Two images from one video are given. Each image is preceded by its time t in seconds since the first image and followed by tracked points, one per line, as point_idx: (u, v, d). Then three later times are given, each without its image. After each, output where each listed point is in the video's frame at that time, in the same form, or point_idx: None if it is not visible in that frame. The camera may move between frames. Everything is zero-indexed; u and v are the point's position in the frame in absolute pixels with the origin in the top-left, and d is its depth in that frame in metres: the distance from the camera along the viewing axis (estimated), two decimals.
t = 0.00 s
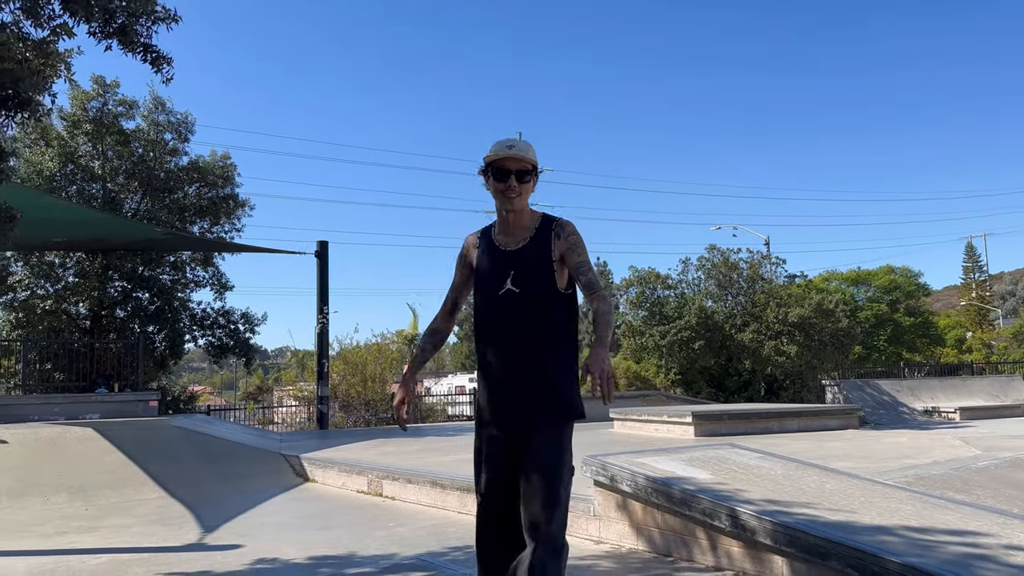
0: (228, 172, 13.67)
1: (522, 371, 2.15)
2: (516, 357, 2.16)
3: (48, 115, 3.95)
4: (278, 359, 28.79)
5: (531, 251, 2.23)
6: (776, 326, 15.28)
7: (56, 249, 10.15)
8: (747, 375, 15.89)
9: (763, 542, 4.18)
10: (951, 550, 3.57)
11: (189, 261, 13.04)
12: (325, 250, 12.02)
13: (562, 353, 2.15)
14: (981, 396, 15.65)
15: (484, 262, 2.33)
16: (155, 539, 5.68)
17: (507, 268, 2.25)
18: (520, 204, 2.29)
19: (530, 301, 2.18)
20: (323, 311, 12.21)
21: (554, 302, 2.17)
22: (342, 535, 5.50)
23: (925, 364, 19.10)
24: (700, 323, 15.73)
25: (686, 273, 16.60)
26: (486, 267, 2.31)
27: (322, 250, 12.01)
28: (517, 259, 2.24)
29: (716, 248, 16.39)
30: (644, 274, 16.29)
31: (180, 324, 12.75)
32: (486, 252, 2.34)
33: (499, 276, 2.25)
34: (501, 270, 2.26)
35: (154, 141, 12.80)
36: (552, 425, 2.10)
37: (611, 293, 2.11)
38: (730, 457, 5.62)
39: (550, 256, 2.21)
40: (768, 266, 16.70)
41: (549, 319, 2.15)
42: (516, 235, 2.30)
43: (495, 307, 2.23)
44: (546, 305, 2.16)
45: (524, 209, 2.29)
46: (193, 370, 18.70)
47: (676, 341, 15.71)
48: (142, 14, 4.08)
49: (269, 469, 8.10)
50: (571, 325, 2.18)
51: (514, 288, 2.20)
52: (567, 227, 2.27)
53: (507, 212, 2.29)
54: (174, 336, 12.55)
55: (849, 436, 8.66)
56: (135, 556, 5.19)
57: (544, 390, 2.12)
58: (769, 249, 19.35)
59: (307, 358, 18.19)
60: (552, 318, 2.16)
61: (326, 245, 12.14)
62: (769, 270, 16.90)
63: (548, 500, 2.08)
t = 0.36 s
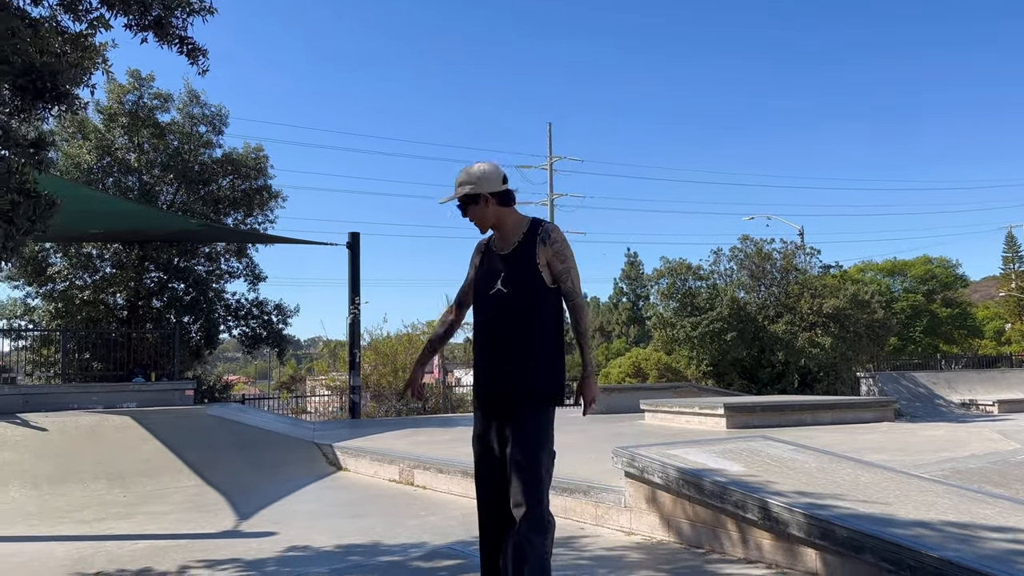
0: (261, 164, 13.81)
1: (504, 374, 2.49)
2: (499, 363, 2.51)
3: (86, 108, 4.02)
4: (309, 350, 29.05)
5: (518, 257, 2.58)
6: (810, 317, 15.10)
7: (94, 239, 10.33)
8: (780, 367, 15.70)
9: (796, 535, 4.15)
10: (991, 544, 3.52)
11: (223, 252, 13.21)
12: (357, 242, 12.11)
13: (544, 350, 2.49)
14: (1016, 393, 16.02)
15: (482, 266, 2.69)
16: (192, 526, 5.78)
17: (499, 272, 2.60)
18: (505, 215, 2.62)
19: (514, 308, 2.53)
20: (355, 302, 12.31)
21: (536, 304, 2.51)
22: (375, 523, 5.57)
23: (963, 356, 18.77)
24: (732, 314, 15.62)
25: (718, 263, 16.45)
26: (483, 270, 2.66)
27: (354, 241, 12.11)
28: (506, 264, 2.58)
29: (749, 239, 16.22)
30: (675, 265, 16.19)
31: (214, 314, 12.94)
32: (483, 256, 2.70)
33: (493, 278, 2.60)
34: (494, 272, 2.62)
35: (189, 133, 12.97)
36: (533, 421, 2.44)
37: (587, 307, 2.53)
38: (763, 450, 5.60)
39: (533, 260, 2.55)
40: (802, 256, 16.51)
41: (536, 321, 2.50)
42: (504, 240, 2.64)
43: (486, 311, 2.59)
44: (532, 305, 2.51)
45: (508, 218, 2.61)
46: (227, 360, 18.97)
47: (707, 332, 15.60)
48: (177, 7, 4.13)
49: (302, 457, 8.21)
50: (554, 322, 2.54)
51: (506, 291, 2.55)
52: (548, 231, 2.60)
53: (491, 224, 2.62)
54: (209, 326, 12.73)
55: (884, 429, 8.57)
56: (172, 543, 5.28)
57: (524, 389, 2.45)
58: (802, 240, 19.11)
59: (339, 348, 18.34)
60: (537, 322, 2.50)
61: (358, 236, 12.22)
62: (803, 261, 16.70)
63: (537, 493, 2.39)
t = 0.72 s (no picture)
0: (285, 150, 13.87)
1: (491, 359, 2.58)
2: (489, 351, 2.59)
3: (113, 95, 4.05)
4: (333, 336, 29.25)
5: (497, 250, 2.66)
6: (836, 305, 14.96)
7: (122, 225, 10.44)
8: (805, 355, 15.57)
9: (820, 522, 4.13)
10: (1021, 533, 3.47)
11: (248, 238, 13.30)
12: (382, 228, 12.16)
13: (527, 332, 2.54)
14: None
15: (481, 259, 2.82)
16: (218, 507, 5.86)
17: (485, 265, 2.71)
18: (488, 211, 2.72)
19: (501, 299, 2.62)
20: (378, 288, 12.38)
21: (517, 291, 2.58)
22: (398, 506, 5.61)
23: (993, 345, 18.52)
24: (757, 302, 15.51)
25: (743, 250, 16.32)
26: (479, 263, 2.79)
27: (378, 227, 12.15)
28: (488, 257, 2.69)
29: (775, 225, 16.06)
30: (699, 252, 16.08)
31: (241, 299, 13.06)
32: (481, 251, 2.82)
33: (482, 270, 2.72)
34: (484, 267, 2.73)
35: (214, 119, 13.04)
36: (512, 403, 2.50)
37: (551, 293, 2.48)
38: (787, 438, 5.57)
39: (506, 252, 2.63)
40: (829, 243, 16.33)
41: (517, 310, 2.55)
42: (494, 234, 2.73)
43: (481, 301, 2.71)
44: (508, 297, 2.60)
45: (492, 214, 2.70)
46: (253, 345, 19.16)
47: (732, 320, 15.51)
48: None
49: (326, 441, 8.28)
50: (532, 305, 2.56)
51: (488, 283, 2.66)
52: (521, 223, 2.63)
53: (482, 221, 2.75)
54: (235, 311, 12.85)
55: (910, 417, 8.49)
56: (199, 523, 5.37)
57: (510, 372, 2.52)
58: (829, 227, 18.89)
59: (363, 334, 18.46)
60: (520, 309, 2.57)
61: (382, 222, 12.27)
62: (830, 248, 16.52)
63: (520, 472, 2.44)
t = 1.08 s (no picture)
0: (306, 134, 13.90)
1: (489, 341, 2.57)
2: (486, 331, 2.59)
3: (135, 82, 4.08)
4: (355, 320, 29.48)
5: (500, 241, 2.66)
6: (861, 288, 14.80)
7: (146, 210, 10.53)
8: (829, 338, 15.44)
9: (845, 505, 4.12)
10: None
11: (271, 223, 13.37)
12: (402, 212, 12.16)
13: (524, 314, 2.54)
14: None
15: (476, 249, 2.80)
16: (244, 488, 5.93)
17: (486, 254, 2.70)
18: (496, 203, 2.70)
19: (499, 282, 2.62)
20: (399, 272, 12.41)
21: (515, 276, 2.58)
22: (421, 488, 5.66)
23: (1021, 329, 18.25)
24: (780, 285, 15.40)
25: (766, 233, 16.16)
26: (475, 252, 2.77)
27: (399, 211, 12.16)
28: (491, 248, 2.67)
29: (798, 207, 15.88)
30: (722, 235, 15.96)
31: (264, 283, 13.16)
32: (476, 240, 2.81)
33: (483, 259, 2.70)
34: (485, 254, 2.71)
35: (236, 104, 13.09)
36: (513, 381, 2.49)
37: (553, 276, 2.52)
38: (811, 422, 5.55)
39: (511, 244, 2.63)
40: (854, 225, 16.12)
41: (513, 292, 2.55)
42: (494, 228, 2.72)
43: (479, 287, 2.70)
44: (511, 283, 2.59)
45: (498, 207, 2.68)
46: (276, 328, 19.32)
47: (754, 303, 15.41)
48: None
49: (351, 424, 8.35)
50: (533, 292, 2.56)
51: (490, 272, 2.65)
52: (528, 218, 2.63)
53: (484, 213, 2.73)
54: (258, 295, 12.96)
55: (937, 401, 8.40)
56: (225, 504, 5.44)
57: (507, 350, 2.52)
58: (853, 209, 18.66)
59: (385, 318, 18.55)
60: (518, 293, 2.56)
61: (403, 206, 12.28)
62: (855, 230, 16.32)
63: (521, 446, 2.45)
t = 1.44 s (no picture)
0: (325, 118, 13.92)
1: (489, 318, 2.75)
2: (484, 308, 2.77)
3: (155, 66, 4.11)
4: (375, 302, 29.60)
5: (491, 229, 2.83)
6: (884, 266, 14.66)
7: (168, 195, 10.61)
8: (852, 317, 15.31)
9: (868, 482, 4.10)
10: None
11: (291, 206, 13.42)
12: (421, 194, 12.17)
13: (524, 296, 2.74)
14: None
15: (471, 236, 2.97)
16: (269, 468, 6.01)
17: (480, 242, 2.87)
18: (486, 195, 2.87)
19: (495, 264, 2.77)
20: (419, 255, 12.43)
21: (516, 258, 2.75)
22: (443, 467, 5.71)
23: None
24: (802, 264, 15.28)
25: (787, 211, 16.01)
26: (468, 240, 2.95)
27: (417, 194, 12.17)
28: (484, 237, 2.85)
29: (820, 185, 15.71)
30: (743, 214, 15.84)
31: (285, 267, 13.24)
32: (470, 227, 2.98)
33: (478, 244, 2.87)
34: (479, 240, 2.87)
35: (254, 88, 13.12)
36: (512, 355, 2.68)
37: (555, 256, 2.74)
38: (834, 400, 5.53)
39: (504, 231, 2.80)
40: (877, 202, 15.93)
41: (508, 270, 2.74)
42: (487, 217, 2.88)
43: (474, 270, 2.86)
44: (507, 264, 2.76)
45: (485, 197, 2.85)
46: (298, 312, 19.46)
47: (776, 283, 15.32)
48: None
49: (373, 405, 8.42)
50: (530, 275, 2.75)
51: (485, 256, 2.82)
52: (520, 203, 2.81)
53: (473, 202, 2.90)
54: (279, 279, 13.05)
55: (961, 378, 8.33)
56: (250, 484, 5.51)
57: (506, 326, 2.71)
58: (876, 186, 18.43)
59: (405, 300, 18.62)
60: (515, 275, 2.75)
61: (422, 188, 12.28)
62: (877, 207, 16.13)
63: (519, 417, 2.65)
